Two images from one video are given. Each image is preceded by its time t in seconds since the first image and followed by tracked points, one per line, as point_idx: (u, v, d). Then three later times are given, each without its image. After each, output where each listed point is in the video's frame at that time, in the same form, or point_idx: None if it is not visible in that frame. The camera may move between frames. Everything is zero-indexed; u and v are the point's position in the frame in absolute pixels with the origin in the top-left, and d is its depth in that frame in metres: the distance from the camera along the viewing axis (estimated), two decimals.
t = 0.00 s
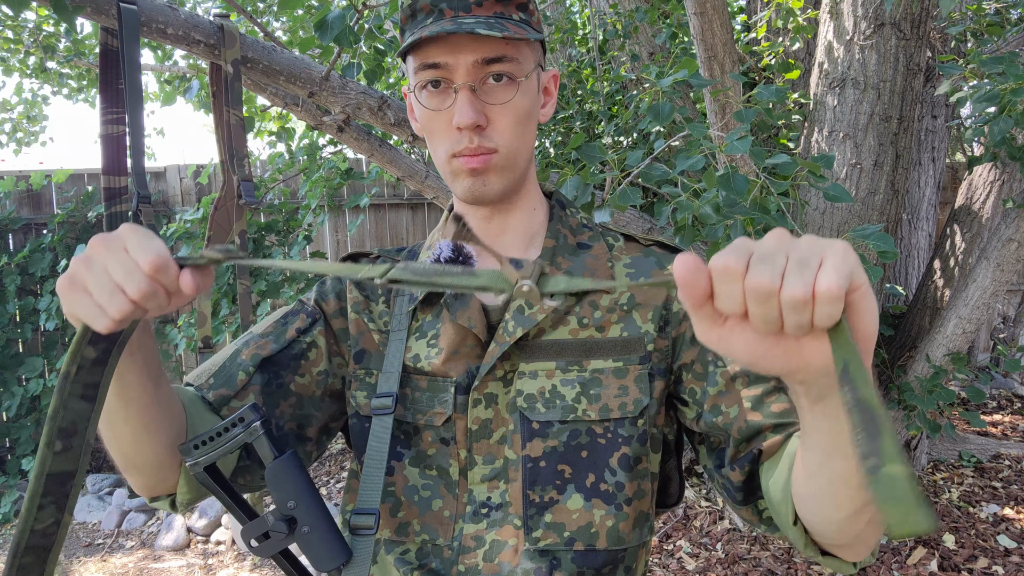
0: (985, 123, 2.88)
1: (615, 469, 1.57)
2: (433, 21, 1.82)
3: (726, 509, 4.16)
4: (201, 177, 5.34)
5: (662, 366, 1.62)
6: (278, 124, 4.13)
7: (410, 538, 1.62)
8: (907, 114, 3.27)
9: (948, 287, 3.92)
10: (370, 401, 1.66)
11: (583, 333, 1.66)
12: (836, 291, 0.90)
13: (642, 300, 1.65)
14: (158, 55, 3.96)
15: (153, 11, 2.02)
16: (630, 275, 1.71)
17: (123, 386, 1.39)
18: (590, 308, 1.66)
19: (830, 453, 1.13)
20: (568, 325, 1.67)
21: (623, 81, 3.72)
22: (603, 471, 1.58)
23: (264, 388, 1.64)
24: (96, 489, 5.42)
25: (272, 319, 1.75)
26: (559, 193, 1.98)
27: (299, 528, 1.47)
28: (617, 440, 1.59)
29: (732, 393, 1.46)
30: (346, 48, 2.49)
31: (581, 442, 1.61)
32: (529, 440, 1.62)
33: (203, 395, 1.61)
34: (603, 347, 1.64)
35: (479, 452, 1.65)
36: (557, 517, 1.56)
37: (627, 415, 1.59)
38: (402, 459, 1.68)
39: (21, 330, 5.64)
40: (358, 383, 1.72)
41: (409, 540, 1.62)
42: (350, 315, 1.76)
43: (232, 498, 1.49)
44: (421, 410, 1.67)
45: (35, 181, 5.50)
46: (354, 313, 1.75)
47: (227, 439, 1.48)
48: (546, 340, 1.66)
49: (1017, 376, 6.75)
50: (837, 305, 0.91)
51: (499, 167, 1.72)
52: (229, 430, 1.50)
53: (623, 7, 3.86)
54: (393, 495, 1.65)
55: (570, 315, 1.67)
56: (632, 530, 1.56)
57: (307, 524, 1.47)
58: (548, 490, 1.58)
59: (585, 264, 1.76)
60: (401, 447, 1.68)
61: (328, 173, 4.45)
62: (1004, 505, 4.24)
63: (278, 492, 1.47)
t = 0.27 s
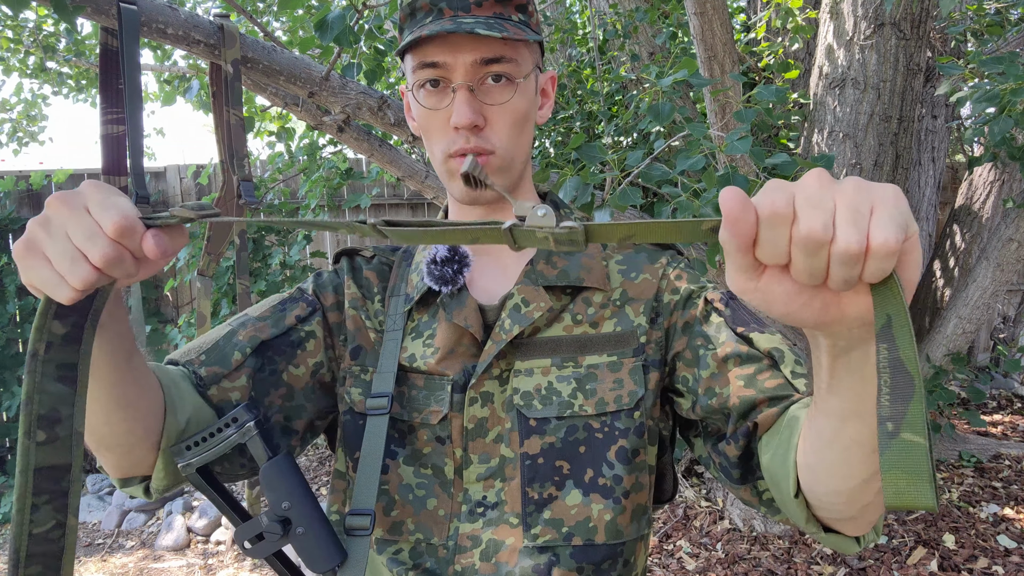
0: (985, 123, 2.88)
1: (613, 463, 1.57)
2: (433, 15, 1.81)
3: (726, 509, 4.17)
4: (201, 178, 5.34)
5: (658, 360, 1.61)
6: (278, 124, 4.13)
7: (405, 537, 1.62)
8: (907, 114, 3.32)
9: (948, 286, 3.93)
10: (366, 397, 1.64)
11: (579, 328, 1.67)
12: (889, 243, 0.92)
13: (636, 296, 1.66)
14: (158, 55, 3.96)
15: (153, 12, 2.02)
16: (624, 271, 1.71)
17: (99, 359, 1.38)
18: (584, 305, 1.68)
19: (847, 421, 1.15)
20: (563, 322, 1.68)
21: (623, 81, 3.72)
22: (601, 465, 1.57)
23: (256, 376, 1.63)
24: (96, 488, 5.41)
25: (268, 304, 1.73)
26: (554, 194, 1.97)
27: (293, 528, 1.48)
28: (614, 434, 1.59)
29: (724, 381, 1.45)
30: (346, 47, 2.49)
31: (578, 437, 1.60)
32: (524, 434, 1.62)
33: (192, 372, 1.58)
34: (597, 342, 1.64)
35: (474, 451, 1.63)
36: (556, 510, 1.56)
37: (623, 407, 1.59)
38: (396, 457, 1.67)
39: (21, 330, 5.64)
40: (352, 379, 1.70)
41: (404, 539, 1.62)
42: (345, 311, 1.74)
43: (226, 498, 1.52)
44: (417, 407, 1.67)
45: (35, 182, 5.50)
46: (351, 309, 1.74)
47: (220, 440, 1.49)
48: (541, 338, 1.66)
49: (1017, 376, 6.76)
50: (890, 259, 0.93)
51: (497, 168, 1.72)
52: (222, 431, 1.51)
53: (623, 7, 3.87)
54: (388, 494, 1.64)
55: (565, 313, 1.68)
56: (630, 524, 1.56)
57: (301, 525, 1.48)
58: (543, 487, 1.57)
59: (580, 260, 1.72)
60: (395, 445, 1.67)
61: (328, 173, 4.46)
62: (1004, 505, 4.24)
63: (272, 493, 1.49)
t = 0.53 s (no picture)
0: (986, 123, 2.88)
1: (607, 462, 1.57)
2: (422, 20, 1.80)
3: (726, 509, 4.17)
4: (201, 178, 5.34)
5: (651, 359, 1.62)
6: (278, 124, 4.13)
7: (399, 538, 1.61)
8: (907, 114, 3.29)
9: (948, 286, 3.94)
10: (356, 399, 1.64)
11: (572, 328, 1.66)
12: (827, 262, 0.92)
13: (629, 295, 1.66)
14: (158, 55, 3.96)
15: (153, 12, 2.02)
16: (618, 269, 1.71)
17: (81, 379, 1.38)
18: (578, 304, 1.67)
19: (819, 433, 1.13)
20: (556, 322, 1.67)
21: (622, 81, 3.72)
22: (595, 465, 1.57)
23: (245, 381, 1.62)
24: (96, 488, 5.41)
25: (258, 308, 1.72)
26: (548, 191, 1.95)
27: (286, 529, 1.49)
28: (608, 434, 1.59)
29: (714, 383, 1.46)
30: (346, 48, 2.49)
31: (571, 438, 1.60)
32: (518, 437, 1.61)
33: (180, 377, 1.57)
34: (591, 342, 1.65)
35: (468, 451, 1.63)
36: (549, 513, 1.56)
37: (617, 408, 1.59)
38: (389, 458, 1.65)
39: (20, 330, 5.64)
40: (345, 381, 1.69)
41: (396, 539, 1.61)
42: (338, 312, 1.73)
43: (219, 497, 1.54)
44: (410, 408, 1.66)
45: (35, 182, 5.50)
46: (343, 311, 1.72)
47: (212, 438, 1.51)
48: (535, 338, 1.66)
49: (1016, 376, 6.77)
50: (831, 278, 0.93)
51: (488, 169, 1.72)
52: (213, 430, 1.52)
53: (623, 7, 3.87)
54: (381, 494, 1.63)
55: (558, 312, 1.68)
56: (623, 525, 1.57)
57: (292, 525, 1.50)
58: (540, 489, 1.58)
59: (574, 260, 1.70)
60: (388, 445, 1.66)
61: (328, 173, 4.46)
62: (1004, 505, 4.24)
63: (262, 494, 1.50)
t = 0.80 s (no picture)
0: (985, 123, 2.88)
1: (575, 471, 1.46)
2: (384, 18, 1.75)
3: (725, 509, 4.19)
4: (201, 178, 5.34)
5: (621, 364, 1.49)
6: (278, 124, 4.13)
7: (374, 541, 1.56)
8: (907, 114, 3.33)
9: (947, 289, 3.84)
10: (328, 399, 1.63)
11: (544, 333, 1.55)
12: (891, 236, 0.77)
13: (602, 299, 1.53)
14: (158, 55, 3.96)
15: (153, 12, 2.02)
16: (593, 271, 1.58)
17: (17, 414, 1.45)
18: (551, 307, 1.56)
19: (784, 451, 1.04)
20: (529, 326, 1.57)
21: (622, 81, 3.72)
22: (563, 473, 1.47)
23: (222, 400, 1.67)
24: (96, 489, 5.41)
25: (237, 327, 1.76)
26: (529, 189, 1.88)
27: (253, 529, 1.55)
28: (576, 441, 1.48)
29: (676, 391, 1.34)
30: (345, 47, 2.48)
31: (543, 444, 1.50)
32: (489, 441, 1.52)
33: (162, 403, 1.68)
34: (563, 347, 1.53)
35: (441, 456, 1.56)
36: (516, 523, 1.46)
37: (586, 414, 1.47)
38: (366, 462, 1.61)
39: (21, 330, 5.64)
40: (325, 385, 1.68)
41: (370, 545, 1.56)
42: (314, 319, 1.72)
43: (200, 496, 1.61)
44: (384, 413, 1.61)
45: (35, 182, 5.51)
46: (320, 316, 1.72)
47: (186, 439, 1.59)
48: (506, 342, 1.56)
49: (1016, 376, 6.77)
50: (887, 257, 0.78)
51: (457, 168, 1.64)
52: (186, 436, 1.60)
53: (622, 7, 3.87)
54: (356, 498, 1.59)
55: (531, 316, 1.57)
56: (592, 533, 1.44)
57: (261, 526, 1.56)
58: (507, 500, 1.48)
59: (548, 261, 1.60)
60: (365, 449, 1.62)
61: (328, 173, 4.46)
62: (1004, 505, 4.24)
63: (232, 494, 1.56)
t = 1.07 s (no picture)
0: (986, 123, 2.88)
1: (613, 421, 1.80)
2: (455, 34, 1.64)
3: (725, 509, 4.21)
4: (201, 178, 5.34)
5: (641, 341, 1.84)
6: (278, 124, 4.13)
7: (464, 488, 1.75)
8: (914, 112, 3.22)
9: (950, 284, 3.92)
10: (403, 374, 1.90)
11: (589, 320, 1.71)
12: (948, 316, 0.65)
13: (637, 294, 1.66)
14: (158, 55, 3.96)
15: (154, 11, 2.02)
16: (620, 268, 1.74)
17: None
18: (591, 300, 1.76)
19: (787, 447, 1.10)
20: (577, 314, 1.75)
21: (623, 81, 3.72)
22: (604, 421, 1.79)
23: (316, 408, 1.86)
24: (96, 488, 5.41)
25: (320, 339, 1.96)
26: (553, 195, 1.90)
27: (416, 456, 1.85)
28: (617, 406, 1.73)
29: (639, 371, 1.48)
30: (346, 48, 2.48)
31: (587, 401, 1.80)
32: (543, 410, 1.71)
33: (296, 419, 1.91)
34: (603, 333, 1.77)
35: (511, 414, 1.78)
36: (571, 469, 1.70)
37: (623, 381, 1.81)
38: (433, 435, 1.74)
39: (20, 330, 5.64)
40: (401, 378, 1.94)
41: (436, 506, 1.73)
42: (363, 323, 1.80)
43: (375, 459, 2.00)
44: (458, 386, 1.79)
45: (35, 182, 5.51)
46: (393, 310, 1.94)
47: (357, 413, 2.03)
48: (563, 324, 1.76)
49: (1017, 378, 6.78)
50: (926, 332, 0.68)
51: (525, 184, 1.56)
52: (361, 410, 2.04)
53: (623, 7, 3.88)
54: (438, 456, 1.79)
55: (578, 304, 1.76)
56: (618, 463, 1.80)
57: (415, 451, 1.85)
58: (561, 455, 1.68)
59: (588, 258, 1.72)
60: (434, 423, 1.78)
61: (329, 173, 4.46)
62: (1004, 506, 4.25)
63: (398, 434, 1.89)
